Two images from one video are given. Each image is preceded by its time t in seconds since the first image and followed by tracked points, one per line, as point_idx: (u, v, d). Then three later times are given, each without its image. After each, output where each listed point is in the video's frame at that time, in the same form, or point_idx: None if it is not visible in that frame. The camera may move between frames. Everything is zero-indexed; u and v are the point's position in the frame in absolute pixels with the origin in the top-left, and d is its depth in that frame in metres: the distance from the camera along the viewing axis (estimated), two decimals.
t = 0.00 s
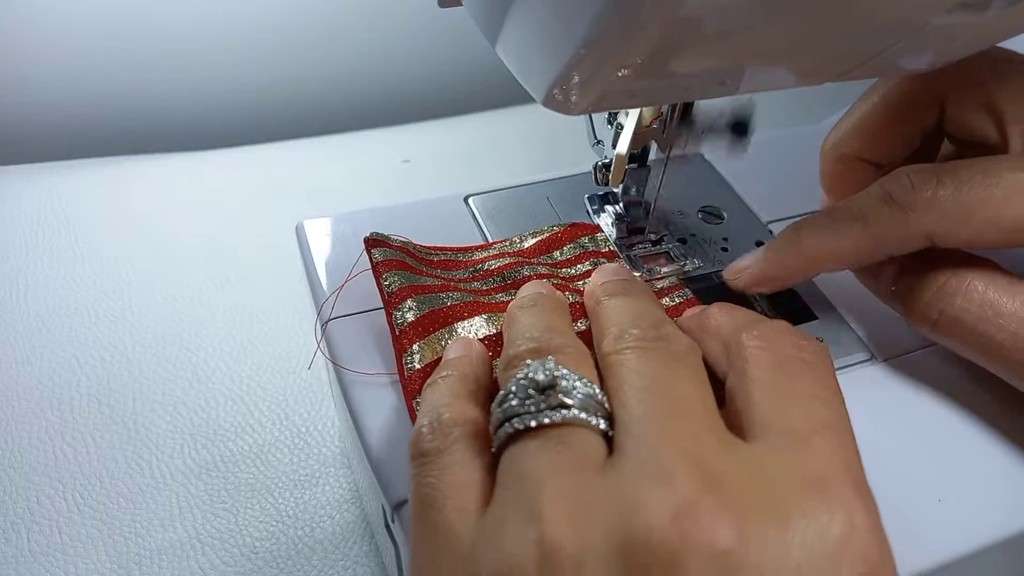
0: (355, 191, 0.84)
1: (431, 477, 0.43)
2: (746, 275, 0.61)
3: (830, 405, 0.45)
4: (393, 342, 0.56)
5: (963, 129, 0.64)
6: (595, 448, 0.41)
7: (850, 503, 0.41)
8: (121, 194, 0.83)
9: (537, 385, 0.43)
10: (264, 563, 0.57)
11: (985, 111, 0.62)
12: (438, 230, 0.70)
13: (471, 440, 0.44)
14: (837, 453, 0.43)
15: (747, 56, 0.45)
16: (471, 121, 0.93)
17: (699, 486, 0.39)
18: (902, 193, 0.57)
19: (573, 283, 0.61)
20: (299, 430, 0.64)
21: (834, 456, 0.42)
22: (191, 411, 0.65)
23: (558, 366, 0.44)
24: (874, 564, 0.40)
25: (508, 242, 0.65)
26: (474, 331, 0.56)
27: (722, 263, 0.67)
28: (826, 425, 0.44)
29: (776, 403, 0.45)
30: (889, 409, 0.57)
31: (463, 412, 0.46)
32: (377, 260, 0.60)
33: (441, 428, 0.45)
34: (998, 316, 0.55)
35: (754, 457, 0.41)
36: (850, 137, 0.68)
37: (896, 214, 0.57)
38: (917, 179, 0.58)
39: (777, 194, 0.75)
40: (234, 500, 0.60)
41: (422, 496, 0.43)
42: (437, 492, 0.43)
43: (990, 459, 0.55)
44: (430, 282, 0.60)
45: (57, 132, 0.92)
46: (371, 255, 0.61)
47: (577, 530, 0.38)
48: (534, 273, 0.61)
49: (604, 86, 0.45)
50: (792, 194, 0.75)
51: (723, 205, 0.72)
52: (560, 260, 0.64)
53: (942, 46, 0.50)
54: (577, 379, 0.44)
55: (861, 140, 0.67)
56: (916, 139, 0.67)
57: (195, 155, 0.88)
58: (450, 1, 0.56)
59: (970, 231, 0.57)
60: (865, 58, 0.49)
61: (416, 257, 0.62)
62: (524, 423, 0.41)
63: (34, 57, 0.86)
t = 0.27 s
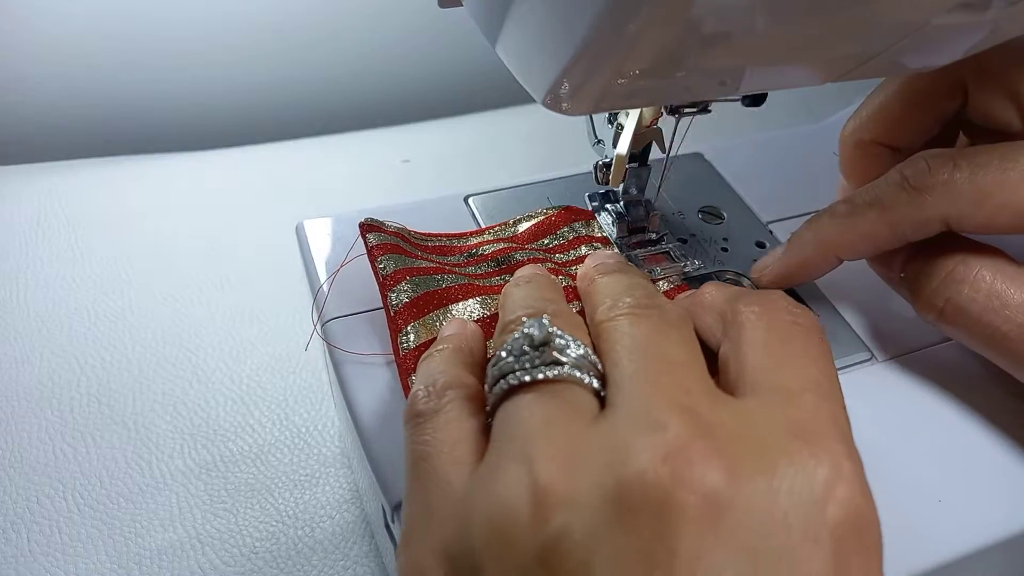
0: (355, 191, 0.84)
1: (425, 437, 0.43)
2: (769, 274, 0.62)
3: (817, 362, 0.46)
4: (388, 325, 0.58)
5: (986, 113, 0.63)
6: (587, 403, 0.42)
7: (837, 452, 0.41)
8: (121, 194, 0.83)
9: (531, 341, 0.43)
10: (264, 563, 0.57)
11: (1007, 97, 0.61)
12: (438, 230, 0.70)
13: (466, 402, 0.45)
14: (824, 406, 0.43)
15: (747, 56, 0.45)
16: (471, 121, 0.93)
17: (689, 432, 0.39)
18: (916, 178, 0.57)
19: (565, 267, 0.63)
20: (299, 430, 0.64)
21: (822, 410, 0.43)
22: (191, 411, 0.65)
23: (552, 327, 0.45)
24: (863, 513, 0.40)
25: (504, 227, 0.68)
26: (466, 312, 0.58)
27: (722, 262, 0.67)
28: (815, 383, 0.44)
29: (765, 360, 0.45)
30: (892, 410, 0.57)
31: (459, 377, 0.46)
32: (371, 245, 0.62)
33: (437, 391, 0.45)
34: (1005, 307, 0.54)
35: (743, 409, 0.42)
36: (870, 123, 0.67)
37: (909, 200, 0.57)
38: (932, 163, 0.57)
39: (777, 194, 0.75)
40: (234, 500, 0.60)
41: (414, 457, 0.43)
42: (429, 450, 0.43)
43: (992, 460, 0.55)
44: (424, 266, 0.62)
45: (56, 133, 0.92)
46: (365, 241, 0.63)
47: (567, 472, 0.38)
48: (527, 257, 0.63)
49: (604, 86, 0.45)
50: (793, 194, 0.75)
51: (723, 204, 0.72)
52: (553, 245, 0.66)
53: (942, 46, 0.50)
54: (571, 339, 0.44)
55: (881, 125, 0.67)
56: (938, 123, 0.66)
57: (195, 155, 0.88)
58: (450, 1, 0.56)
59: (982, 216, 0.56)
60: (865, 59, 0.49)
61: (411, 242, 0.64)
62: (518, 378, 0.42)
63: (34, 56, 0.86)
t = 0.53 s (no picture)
0: (355, 191, 0.84)
1: (416, 431, 0.44)
2: (783, 280, 0.62)
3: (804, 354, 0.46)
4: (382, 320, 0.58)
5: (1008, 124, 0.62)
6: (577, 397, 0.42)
7: (819, 439, 0.41)
8: (121, 194, 0.83)
9: (520, 336, 0.43)
10: (264, 563, 0.57)
11: None
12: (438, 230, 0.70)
13: (458, 399, 0.45)
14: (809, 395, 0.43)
15: (748, 56, 0.45)
16: (472, 121, 0.93)
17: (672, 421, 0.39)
18: (938, 188, 0.56)
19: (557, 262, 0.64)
20: (299, 431, 0.64)
21: (806, 400, 0.43)
22: (191, 411, 0.65)
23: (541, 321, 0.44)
24: (845, 502, 0.40)
25: (496, 223, 0.68)
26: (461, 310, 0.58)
27: (722, 262, 0.67)
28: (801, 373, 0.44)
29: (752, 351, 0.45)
30: (892, 409, 0.57)
31: (450, 372, 0.46)
32: (366, 239, 0.62)
33: (427, 388, 0.45)
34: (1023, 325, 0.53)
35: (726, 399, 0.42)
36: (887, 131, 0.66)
37: (930, 208, 0.56)
38: (953, 172, 0.56)
39: (778, 194, 0.75)
40: (234, 500, 0.60)
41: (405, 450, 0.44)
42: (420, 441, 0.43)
43: (991, 461, 0.55)
44: (417, 262, 0.62)
45: (56, 132, 0.92)
46: (359, 236, 0.63)
47: (551, 462, 0.39)
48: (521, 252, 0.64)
49: (604, 87, 0.45)
50: (792, 194, 0.75)
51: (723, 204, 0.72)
52: (547, 240, 0.66)
53: (943, 45, 0.50)
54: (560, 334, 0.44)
55: (898, 133, 0.66)
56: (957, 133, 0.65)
57: (196, 155, 0.88)
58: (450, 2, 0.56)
59: (1003, 226, 0.55)
60: (866, 58, 0.49)
61: (405, 238, 0.64)
62: (506, 372, 0.42)
63: (34, 56, 0.86)
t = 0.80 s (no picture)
0: (355, 191, 0.84)
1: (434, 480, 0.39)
2: (759, 319, 0.59)
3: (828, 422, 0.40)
4: (383, 305, 0.59)
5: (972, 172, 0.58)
6: (586, 468, 0.36)
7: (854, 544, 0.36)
8: (121, 194, 0.83)
9: (518, 399, 0.36)
10: (264, 563, 0.57)
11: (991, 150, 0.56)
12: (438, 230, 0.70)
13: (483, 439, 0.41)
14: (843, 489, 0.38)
15: (748, 56, 0.45)
16: (471, 121, 0.93)
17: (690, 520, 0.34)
18: (925, 241, 0.53)
19: (553, 258, 0.64)
20: (299, 430, 0.64)
21: (839, 490, 0.37)
22: (191, 411, 0.65)
23: (547, 369, 0.37)
24: None
25: (492, 219, 0.68)
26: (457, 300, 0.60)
27: (722, 263, 0.67)
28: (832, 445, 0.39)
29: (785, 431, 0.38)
30: (892, 409, 0.57)
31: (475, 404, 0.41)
32: (363, 231, 0.63)
33: (446, 412, 0.40)
34: None
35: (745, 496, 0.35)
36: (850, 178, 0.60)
37: (921, 263, 0.53)
38: (941, 225, 0.53)
39: (778, 194, 0.75)
40: (234, 500, 0.60)
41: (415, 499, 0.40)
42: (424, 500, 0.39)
43: (992, 462, 0.54)
44: (413, 253, 0.63)
45: (56, 131, 0.92)
46: (357, 227, 0.64)
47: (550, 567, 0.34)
48: (518, 249, 0.65)
49: (603, 87, 0.45)
50: (792, 194, 0.75)
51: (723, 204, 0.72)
52: (543, 235, 0.67)
53: (943, 45, 0.50)
54: (570, 386, 0.37)
55: (863, 180, 0.59)
56: (920, 183, 0.59)
57: (196, 155, 0.88)
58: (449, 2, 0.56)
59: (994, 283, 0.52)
60: (866, 58, 0.49)
61: (401, 231, 0.65)
62: (513, 436, 0.36)
63: (34, 54, 0.86)
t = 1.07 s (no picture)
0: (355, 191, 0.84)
1: (469, 533, 0.45)
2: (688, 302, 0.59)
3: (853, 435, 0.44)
4: (378, 289, 0.59)
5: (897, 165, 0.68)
6: (616, 500, 0.40)
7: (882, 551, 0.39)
8: (121, 194, 0.83)
9: (552, 441, 0.42)
10: (264, 562, 0.57)
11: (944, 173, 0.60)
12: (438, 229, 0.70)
13: (511, 501, 0.46)
14: (867, 503, 0.40)
15: (748, 55, 0.45)
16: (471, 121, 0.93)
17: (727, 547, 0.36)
18: (854, 261, 0.58)
19: (540, 241, 0.65)
20: (299, 430, 0.64)
21: (867, 498, 0.41)
22: (191, 411, 0.65)
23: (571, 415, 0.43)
24: None
25: (478, 203, 0.69)
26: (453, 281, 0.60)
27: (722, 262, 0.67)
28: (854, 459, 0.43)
29: (804, 460, 0.42)
30: (892, 407, 0.57)
31: (507, 468, 0.47)
32: (355, 215, 0.63)
33: (479, 489, 0.46)
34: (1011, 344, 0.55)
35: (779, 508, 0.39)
36: (795, 180, 0.69)
37: (847, 280, 0.58)
38: (867, 247, 0.58)
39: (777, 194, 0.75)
40: (234, 500, 0.60)
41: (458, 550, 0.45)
42: (470, 546, 0.44)
43: (990, 459, 0.55)
44: (408, 236, 0.63)
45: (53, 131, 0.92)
46: (350, 211, 0.64)
47: None
48: (510, 233, 0.66)
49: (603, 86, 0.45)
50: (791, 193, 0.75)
51: (723, 204, 0.72)
52: (532, 218, 0.68)
53: (942, 45, 0.50)
54: (596, 431, 0.43)
55: (807, 184, 0.69)
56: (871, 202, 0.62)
57: (194, 155, 0.87)
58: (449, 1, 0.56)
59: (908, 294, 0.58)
60: (866, 57, 0.49)
61: (394, 213, 0.66)
62: (542, 479, 0.41)
63: (30, 56, 0.86)
